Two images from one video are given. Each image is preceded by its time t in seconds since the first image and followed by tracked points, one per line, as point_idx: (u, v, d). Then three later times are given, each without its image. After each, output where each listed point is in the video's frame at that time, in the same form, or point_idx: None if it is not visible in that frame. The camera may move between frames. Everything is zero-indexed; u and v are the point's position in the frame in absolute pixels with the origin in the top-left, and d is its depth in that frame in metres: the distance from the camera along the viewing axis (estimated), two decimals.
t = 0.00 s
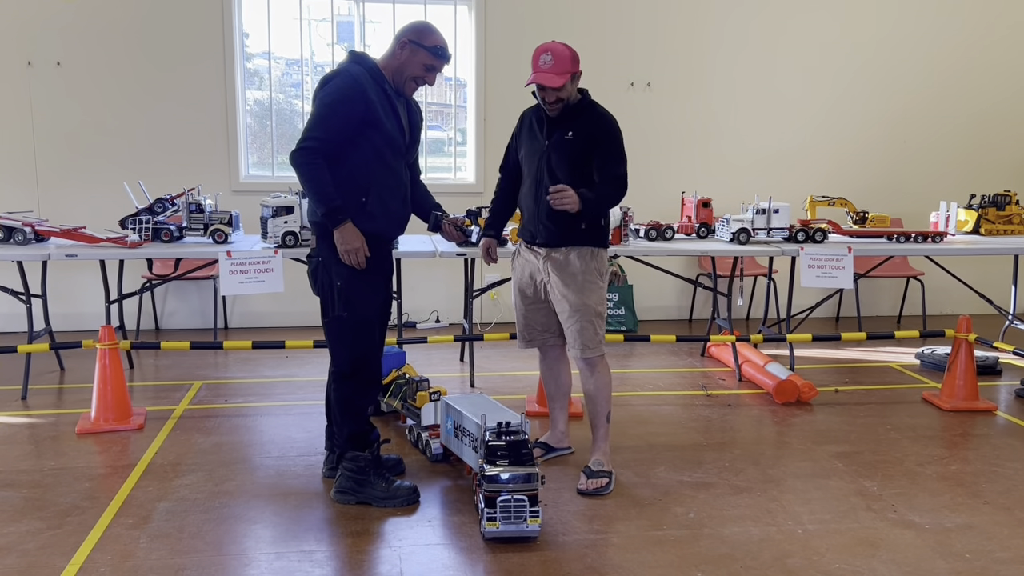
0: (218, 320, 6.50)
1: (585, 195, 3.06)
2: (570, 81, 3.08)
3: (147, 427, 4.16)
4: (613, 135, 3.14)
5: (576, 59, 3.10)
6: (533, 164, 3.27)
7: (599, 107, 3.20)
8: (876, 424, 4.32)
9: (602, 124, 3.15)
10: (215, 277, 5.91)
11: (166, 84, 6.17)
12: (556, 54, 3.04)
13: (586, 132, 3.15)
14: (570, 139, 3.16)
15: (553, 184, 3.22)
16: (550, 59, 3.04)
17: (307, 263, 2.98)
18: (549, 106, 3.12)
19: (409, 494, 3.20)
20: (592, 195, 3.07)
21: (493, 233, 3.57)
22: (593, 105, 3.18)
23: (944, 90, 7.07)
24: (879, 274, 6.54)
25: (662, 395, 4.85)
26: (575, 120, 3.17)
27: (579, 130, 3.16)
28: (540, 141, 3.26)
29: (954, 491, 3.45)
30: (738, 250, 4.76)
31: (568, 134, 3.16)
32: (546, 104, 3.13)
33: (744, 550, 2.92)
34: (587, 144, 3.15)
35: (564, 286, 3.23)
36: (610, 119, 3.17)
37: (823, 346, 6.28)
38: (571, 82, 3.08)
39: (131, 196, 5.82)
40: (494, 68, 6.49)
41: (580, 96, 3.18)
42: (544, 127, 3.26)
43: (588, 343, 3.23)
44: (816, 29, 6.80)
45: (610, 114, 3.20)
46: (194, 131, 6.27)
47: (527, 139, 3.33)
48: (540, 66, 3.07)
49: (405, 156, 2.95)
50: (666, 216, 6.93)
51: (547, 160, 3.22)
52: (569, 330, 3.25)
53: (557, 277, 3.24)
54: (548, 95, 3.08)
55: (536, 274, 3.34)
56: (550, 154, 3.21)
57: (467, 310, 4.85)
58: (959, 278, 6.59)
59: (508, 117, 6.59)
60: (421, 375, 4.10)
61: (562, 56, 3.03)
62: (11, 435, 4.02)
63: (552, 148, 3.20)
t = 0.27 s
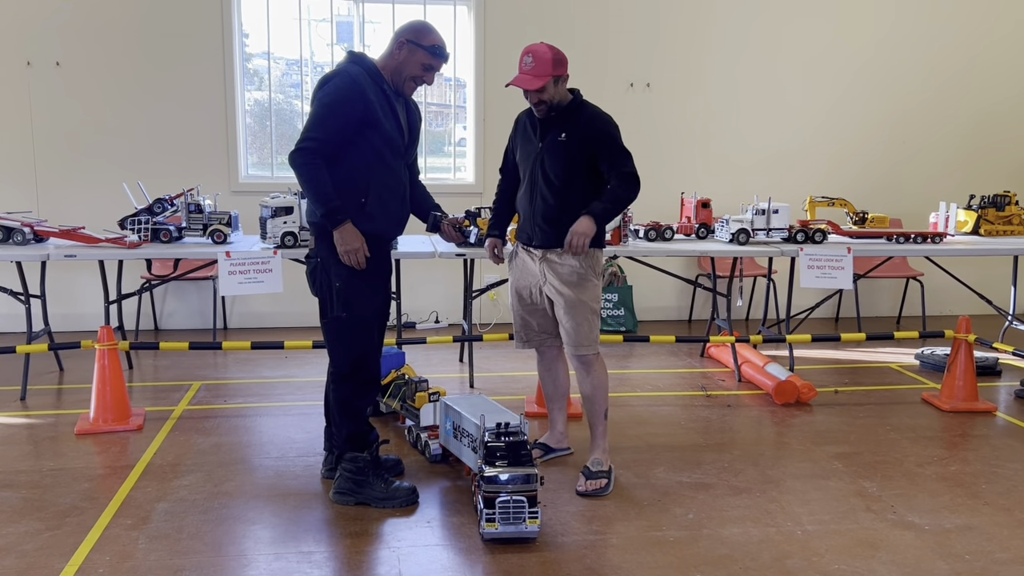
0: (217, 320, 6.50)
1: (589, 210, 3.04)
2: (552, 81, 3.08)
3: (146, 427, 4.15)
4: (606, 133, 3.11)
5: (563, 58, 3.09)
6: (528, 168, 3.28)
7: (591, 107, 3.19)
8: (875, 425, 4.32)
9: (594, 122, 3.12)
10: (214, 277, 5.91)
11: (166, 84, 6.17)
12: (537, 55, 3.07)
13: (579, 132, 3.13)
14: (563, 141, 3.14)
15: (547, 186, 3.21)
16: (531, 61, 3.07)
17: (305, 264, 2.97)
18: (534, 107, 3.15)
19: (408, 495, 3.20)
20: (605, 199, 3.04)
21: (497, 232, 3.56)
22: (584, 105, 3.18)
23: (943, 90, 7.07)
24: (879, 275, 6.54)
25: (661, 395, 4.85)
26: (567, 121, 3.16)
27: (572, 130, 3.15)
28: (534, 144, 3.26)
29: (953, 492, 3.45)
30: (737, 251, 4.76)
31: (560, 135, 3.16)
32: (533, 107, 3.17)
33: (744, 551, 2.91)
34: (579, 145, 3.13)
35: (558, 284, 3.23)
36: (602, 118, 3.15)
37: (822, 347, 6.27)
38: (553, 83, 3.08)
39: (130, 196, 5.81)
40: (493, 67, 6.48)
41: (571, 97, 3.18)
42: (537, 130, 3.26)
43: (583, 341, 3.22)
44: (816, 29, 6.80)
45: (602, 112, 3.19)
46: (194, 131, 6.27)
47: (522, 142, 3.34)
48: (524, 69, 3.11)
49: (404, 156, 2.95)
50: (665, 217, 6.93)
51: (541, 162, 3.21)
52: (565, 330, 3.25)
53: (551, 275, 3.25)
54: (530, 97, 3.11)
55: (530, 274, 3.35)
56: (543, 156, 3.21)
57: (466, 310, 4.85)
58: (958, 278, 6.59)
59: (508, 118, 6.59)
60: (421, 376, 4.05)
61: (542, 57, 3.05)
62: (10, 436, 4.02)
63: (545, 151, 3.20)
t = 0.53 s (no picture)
0: (216, 321, 6.50)
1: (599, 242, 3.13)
2: (549, 82, 3.08)
3: (145, 428, 4.15)
4: (605, 134, 3.13)
5: (561, 61, 3.09)
6: (525, 166, 3.27)
7: (591, 107, 3.19)
8: (874, 426, 4.32)
9: (594, 123, 3.14)
10: (213, 278, 5.91)
11: (165, 85, 6.17)
12: (536, 55, 3.06)
13: (578, 132, 3.14)
14: (562, 139, 3.14)
15: (545, 185, 3.21)
16: (530, 60, 3.07)
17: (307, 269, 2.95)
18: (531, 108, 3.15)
19: (407, 496, 3.19)
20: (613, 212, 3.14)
21: (492, 243, 3.55)
22: (583, 104, 3.18)
23: (943, 91, 7.07)
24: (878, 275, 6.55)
25: (661, 396, 4.85)
26: (566, 120, 3.16)
27: (571, 129, 3.15)
28: (531, 143, 3.26)
29: (952, 493, 3.44)
30: (736, 252, 4.76)
31: (559, 134, 3.15)
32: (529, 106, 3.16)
33: (743, 552, 2.91)
34: (578, 144, 3.14)
35: (557, 288, 3.23)
36: (601, 118, 3.16)
37: (821, 348, 6.27)
38: (550, 85, 3.08)
39: (129, 197, 5.81)
40: (492, 67, 6.48)
41: (570, 97, 3.18)
42: (535, 129, 3.26)
43: (582, 347, 3.22)
44: (816, 30, 6.80)
45: (602, 113, 3.19)
46: (193, 131, 6.27)
47: (519, 141, 3.33)
48: (522, 68, 3.11)
49: (404, 156, 2.95)
50: (664, 217, 6.93)
51: (539, 161, 3.21)
52: (563, 334, 3.25)
53: (550, 280, 3.24)
54: (526, 97, 3.11)
55: (527, 276, 3.34)
56: (541, 155, 3.20)
57: (465, 311, 4.84)
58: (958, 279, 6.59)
59: (507, 118, 6.58)
60: (420, 377, 4.04)
61: (541, 58, 3.04)
62: (8, 436, 4.02)
63: (543, 149, 3.19)
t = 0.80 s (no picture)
0: (216, 322, 6.50)
1: (610, 254, 3.15)
2: (556, 80, 3.09)
3: (144, 429, 4.15)
4: (607, 136, 3.14)
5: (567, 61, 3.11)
6: (524, 165, 3.26)
7: (592, 109, 3.20)
8: (873, 427, 4.32)
9: (595, 125, 3.14)
10: (213, 279, 5.91)
11: (165, 86, 6.17)
12: (543, 54, 3.07)
13: (579, 133, 3.14)
14: (564, 139, 3.15)
15: (545, 184, 3.21)
16: (536, 58, 3.07)
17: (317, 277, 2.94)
18: (534, 105, 3.14)
19: (406, 498, 3.19)
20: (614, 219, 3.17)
21: (486, 230, 3.58)
22: (584, 106, 3.19)
23: (942, 92, 7.08)
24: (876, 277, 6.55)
25: (660, 397, 4.85)
26: (567, 121, 3.17)
27: (573, 130, 3.15)
28: (532, 143, 3.26)
29: (951, 494, 3.45)
30: (735, 253, 4.77)
31: (560, 135, 3.16)
32: (533, 104, 3.16)
33: (742, 553, 2.91)
34: (580, 145, 3.14)
35: (553, 289, 3.23)
36: (603, 120, 3.17)
37: (821, 349, 6.28)
38: (556, 83, 3.08)
39: (129, 198, 5.81)
40: (491, 68, 6.48)
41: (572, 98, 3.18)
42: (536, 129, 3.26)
43: (579, 348, 3.22)
44: (815, 31, 6.81)
45: (603, 115, 3.20)
46: (193, 132, 6.27)
47: (518, 140, 3.33)
48: (527, 66, 3.10)
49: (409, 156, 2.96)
50: (664, 218, 6.93)
51: (539, 160, 3.21)
52: (560, 337, 3.25)
53: (546, 281, 3.24)
54: (531, 94, 3.10)
55: (524, 277, 3.34)
56: (542, 154, 3.20)
57: (465, 312, 4.84)
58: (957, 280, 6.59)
59: (506, 119, 6.58)
60: (419, 378, 4.05)
61: (548, 56, 3.05)
62: (7, 437, 4.01)
63: (544, 148, 3.20)
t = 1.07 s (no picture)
0: (215, 323, 6.51)
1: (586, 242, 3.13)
2: (568, 81, 3.09)
3: (143, 430, 4.15)
4: (610, 139, 3.15)
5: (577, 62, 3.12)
6: (525, 165, 3.26)
7: (595, 111, 3.20)
8: (873, 429, 4.32)
9: (598, 128, 3.15)
10: (212, 279, 5.90)
11: (165, 86, 6.17)
12: (556, 55, 3.06)
13: (583, 135, 3.14)
14: (566, 140, 3.14)
15: (546, 185, 3.21)
16: (548, 58, 3.05)
17: (316, 279, 2.94)
18: (544, 105, 3.12)
19: (405, 499, 3.19)
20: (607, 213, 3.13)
21: (486, 186, 3.49)
22: (587, 108, 3.19)
23: (942, 93, 7.08)
24: (875, 278, 6.56)
25: (659, 398, 4.85)
26: (570, 122, 3.17)
27: (575, 131, 3.15)
28: (533, 142, 3.26)
29: (951, 495, 3.45)
30: (735, 254, 4.77)
31: (563, 136, 3.16)
32: (541, 104, 3.12)
33: (742, 554, 2.91)
34: (582, 147, 3.14)
35: (554, 289, 3.23)
36: (606, 123, 3.17)
37: (820, 350, 6.28)
38: (568, 83, 3.09)
39: (128, 199, 5.81)
40: (490, 69, 6.48)
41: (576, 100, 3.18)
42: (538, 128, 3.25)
43: (579, 348, 3.22)
44: (814, 32, 6.81)
45: (606, 118, 3.21)
46: (192, 133, 6.26)
47: (520, 139, 3.33)
48: (538, 65, 3.07)
49: (411, 160, 2.96)
50: (663, 220, 6.93)
51: (541, 159, 3.20)
52: (560, 337, 3.25)
53: (548, 281, 3.25)
54: (543, 94, 3.07)
55: (525, 277, 3.35)
56: (543, 154, 3.20)
57: (464, 313, 4.84)
58: (956, 281, 6.59)
59: (506, 120, 6.59)
60: (419, 379, 4.05)
61: (562, 56, 3.05)
62: (6, 438, 4.01)
63: (545, 149, 3.19)
